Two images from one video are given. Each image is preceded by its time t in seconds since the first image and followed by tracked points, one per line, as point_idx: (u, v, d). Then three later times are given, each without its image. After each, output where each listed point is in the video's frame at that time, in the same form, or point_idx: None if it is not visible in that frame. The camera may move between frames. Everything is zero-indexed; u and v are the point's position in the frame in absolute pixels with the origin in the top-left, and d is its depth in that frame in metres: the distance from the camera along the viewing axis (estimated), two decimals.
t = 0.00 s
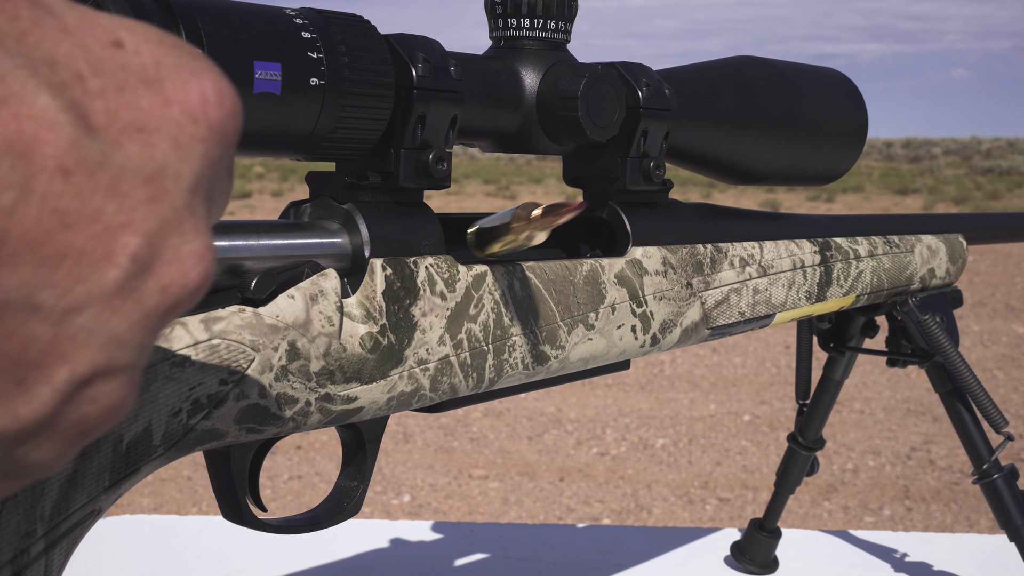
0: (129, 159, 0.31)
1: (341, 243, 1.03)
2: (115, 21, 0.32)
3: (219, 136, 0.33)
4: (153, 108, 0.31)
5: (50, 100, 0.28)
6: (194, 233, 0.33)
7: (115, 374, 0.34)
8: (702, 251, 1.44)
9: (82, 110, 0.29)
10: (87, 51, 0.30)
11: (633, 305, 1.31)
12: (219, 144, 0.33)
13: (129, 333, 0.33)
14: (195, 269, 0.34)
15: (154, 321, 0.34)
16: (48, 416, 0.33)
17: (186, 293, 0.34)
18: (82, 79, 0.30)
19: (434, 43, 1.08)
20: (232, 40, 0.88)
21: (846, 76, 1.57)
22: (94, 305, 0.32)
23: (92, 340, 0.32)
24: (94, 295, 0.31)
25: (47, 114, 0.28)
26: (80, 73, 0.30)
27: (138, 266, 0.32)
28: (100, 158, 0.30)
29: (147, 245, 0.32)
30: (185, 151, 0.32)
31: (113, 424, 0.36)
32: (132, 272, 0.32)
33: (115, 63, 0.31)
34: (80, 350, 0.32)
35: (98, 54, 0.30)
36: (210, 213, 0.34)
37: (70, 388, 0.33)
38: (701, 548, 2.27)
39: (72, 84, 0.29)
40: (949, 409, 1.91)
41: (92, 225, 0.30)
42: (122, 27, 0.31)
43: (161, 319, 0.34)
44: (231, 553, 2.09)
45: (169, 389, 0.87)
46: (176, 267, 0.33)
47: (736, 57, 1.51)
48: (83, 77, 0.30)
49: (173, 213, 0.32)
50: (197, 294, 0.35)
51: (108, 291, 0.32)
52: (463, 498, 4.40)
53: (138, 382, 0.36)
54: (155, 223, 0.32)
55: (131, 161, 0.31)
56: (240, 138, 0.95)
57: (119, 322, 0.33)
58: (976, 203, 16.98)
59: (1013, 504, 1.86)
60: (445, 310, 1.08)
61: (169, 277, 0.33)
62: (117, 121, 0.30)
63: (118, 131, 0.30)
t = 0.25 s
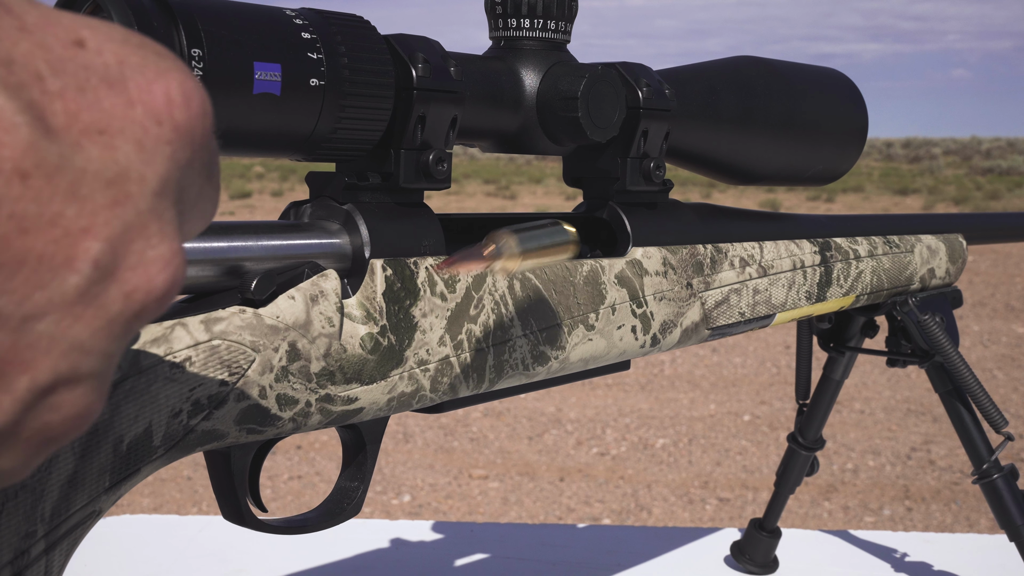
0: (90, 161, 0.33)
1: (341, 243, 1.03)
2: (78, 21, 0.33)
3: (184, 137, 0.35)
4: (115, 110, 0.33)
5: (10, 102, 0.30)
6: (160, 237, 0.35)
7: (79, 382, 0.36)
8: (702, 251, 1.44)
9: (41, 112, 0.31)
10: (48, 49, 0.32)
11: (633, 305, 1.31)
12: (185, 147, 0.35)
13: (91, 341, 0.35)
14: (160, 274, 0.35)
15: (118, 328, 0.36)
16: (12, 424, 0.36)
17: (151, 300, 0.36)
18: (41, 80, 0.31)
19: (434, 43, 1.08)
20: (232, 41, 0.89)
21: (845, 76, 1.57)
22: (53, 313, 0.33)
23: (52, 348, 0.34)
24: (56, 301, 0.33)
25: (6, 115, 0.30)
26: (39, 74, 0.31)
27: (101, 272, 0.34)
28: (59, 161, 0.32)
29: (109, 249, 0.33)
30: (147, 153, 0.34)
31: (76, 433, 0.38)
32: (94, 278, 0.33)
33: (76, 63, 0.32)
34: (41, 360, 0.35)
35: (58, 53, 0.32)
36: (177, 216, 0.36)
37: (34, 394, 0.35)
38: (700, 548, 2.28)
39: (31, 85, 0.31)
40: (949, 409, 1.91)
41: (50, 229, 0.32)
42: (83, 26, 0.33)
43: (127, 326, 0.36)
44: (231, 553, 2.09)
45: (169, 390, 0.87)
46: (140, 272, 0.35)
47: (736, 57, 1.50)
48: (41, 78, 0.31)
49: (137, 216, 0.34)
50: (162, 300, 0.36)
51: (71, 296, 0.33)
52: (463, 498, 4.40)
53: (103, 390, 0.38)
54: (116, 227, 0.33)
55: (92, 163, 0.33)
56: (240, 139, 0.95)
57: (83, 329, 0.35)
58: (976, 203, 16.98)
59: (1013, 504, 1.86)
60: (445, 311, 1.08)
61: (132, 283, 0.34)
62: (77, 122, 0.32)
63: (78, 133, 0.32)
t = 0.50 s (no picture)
0: (68, 160, 0.35)
1: (341, 243, 1.03)
2: (54, 19, 0.35)
3: (165, 135, 0.38)
4: (93, 110, 0.36)
5: None
6: (141, 239, 0.37)
7: (63, 386, 0.39)
8: (702, 251, 1.44)
9: (18, 111, 0.33)
10: (23, 47, 0.34)
11: (633, 305, 1.31)
12: (167, 145, 0.38)
13: (75, 343, 0.38)
14: (143, 275, 0.38)
15: (102, 329, 0.38)
16: None
17: (133, 304, 0.38)
18: (17, 78, 0.33)
19: (435, 43, 1.08)
20: (233, 40, 0.89)
21: (846, 75, 1.57)
22: (34, 315, 0.36)
23: (37, 351, 0.37)
24: (36, 302, 0.36)
25: None
26: (16, 75, 0.33)
27: (81, 273, 0.36)
28: (37, 160, 0.34)
29: (88, 249, 0.36)
30: (125, 153, 0.37)
31: (61, 434, 0.41)
32: (74, 279, 0.36)
33: (52, 61, 0.34)
34: (24, 363, 0.37)
35: (35, 52, 0.34)
36: (157, 216, 0.39)
37: (19, 397, 0.38)
38: (700, 548, 2.28)
39: (7, 84, 0.33)
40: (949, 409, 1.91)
41: (29, 230, 0.34)
42: (60, 24, 0.35)
43: (110, 330, 0.39)
44: (231, 552, 2.09)
45: (169, 390, 0.87)
46: (122, 273, 0.37)
47: (736, 57, 1.50)
48: (18, 77, 0.33)
49: (117, 216, 0.37)
50: (144, 303, 0.39)
51: (53, 296, 0.36)
52: (463, 498, 4.40)
53: (88, 393, 0.40)
54: (94, 227, 0.36)
55: (70, 162, 0.35)
56: (240, 138, 0.95)
57: (67, 333, 0.37)
58: (976, 202, 16.97)
59: (1013, 504, 1.86)
60: (445, 311, 1.07)
61: (113, 284, 0.37)
62: (56, 121, 0.34)
63: (56, 132, 0.34)
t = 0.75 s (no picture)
0: (71, 157, 0.35)
1: (341, 242, 1.03)
2: (55, 17, 0.35)
3: (165, 133, 0.38)
4: (94, 108, 0.36)
5: None
6: (143, 236, 0.37)
7: (64, 384, 0.39)
8: (702, 250, 1.44)
9: (20, 108, 0.33)
10: (26, 44, 0.34)
11: (634, 305, 1.31)
12: (167, 143, 0.38)
13: (76, 340, 0.38)
14: (144, 273, 0.38)
15: (103, 327, 0.38)
16: None
17: (133, 302, 0.38)
18: (19, 75, 0.33)
19: (435, 43, 1.08)
20: (234, 40, 0.89)
21: (845, 75, 1.57)
22: (37, 312, 0.36)
23: (37, 349, 0.37)
24: (39, 300, 0.35)
25: None
26: (17, 72, 0.33)
27: (83, 271, 0.36)
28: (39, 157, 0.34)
29: (91, 246, 0.36)
30: (127, 152, 0.37)
31: (62, 433, 0.41)
32: (77, 277, 0.36)
33: (54, 59, 0.34)
34: (26, 361, 0.37)
35: (37, 49, 0.34)
36: (158, 214, 0.39)
37: (19, 396, 0.38)
38: (700, 547, 2.28)
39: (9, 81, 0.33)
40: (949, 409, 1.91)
41: (31, 227, 0.34)
42: (61, 22, 0.35)
43: (111, 329, 0.38)
44: (231, 552, 2.09)
45: (169, 389, 0.87)
46: (124, 270, 0.37)
47: (735, 57, 1.51)
48: (20, 74, 0.33)
49: (119, 215, 0.37)
50: (146, 300, 0.39)
51: (54, 294, 0.36)
52: (463, 498, 4.40)
53: (89, 392, 0.40)
54: (97, 225, 0.36)
55: (72, 160, 0.35)
56: (240, 137, 0.95)
57: (68, 331, 0.37)
58: (976, 202, 16.97)
59: (1013, 504, 1.86)
60: (445, 310, 1.07)
61: (116, 282, 0.37)
62: (58, 119, 0.34)
63: (59, 129, 0.34)
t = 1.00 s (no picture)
0: (72, 156, 0.35)
1: (341, 242, 1.03)
2: (58, 15, 0.35)
3: (167, 132, 0.38)
4: (95, 107, 0.36)
5: None
6: (144, 235, 0.37)
7: (64, 384, 0.39)
8: (702, 250, 1.44)
9: (22, 107, 0.33)
10: (28, 42, 0.34)
11: (633, 304, 1.31)
12: (168, 141, 0.38)
13: (77, 338, 0.38)
14: (146, 271, 0.38)
15: (104, 324, 0.38)
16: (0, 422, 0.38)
17: (134, 301, 0.38)
18: (22, 74, 0.33)
19: (435, 43, 1.08)
20: (234, 40, 0.89)
21: (845, 75, 1.57)
22: (38, 310, 0.36)
23: (37, 348, 0.37)
24: (40, 298, 0.35)
25: None
26: (20, 71, 0.33)
27: (84, 269, 0.36)
28: (40, 156, 0.34)
29: (92, 245, 0.36)
30: (129, 150, 0.37)
31: (63, 432, 0.41)
32: (78, 275, 0.36)
33: (57, 57, 0.34)
34: (27, 358, 0.37)
35: (39, 47, 0.34)
36: (160, 213, 0.39)
37: (19, 396, 0.38)
38: (700, 547, 2.28)
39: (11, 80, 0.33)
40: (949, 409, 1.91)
41: (33, 225, 0.34)
42: (64, 20, 0.35)
43: (111, 328, 0.39)
44: (231, 552, 2.09)
45: (170, 389, 0.87)
46: (125, 268, 0.37)
47: (735, 57, 1.51)
48: (22, 73, 0.33)
49: (120, 213, 0.37)
50: (146, 299, 0.39)
51: (55, 293, 0.36)
52: (463, 498, 4.40)
53: (90, 390, 0.40)
54: (98, 223, 0.36)
55: (73, 158, 0.35)
56: (240, 137, 0.95)
57: (69, 331, 0.37)
58: (976, 202, 16.97)
59: (1013, 504, 1.86)
60: (445, 310, 1.08)
61: (117, 280, 0.37)
62: (59, 117, 0.34)
63: (60, 128, 0.34)
